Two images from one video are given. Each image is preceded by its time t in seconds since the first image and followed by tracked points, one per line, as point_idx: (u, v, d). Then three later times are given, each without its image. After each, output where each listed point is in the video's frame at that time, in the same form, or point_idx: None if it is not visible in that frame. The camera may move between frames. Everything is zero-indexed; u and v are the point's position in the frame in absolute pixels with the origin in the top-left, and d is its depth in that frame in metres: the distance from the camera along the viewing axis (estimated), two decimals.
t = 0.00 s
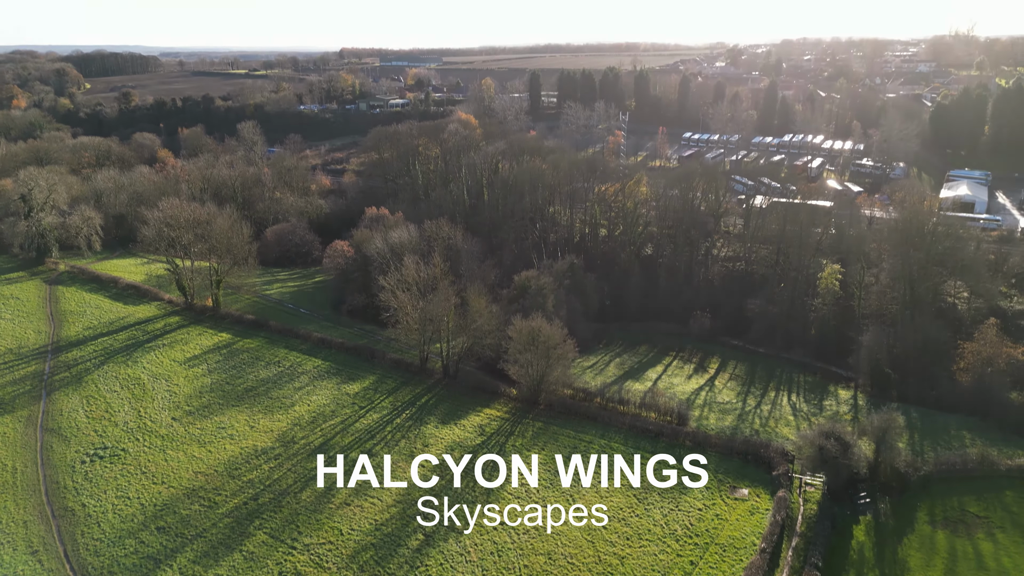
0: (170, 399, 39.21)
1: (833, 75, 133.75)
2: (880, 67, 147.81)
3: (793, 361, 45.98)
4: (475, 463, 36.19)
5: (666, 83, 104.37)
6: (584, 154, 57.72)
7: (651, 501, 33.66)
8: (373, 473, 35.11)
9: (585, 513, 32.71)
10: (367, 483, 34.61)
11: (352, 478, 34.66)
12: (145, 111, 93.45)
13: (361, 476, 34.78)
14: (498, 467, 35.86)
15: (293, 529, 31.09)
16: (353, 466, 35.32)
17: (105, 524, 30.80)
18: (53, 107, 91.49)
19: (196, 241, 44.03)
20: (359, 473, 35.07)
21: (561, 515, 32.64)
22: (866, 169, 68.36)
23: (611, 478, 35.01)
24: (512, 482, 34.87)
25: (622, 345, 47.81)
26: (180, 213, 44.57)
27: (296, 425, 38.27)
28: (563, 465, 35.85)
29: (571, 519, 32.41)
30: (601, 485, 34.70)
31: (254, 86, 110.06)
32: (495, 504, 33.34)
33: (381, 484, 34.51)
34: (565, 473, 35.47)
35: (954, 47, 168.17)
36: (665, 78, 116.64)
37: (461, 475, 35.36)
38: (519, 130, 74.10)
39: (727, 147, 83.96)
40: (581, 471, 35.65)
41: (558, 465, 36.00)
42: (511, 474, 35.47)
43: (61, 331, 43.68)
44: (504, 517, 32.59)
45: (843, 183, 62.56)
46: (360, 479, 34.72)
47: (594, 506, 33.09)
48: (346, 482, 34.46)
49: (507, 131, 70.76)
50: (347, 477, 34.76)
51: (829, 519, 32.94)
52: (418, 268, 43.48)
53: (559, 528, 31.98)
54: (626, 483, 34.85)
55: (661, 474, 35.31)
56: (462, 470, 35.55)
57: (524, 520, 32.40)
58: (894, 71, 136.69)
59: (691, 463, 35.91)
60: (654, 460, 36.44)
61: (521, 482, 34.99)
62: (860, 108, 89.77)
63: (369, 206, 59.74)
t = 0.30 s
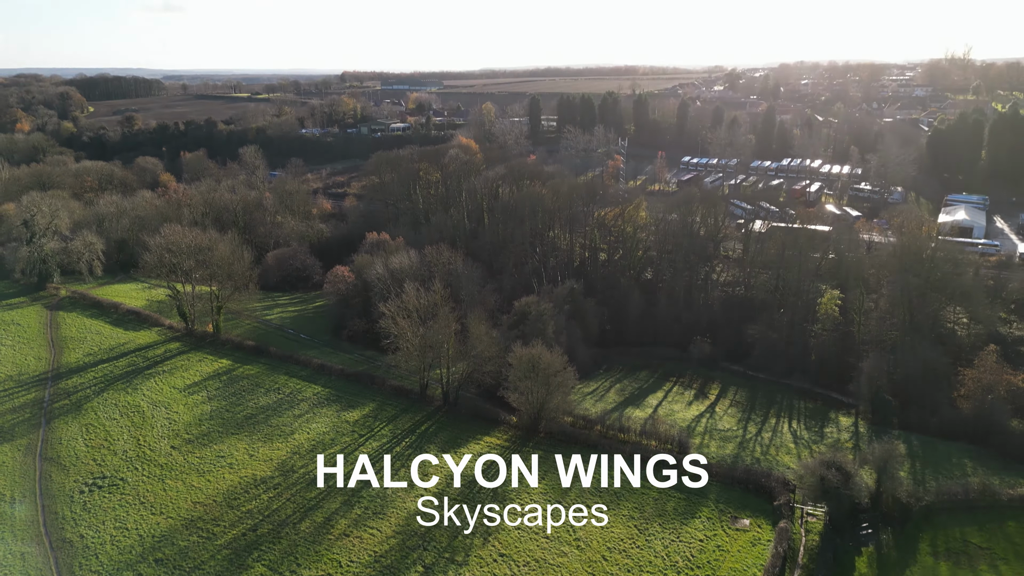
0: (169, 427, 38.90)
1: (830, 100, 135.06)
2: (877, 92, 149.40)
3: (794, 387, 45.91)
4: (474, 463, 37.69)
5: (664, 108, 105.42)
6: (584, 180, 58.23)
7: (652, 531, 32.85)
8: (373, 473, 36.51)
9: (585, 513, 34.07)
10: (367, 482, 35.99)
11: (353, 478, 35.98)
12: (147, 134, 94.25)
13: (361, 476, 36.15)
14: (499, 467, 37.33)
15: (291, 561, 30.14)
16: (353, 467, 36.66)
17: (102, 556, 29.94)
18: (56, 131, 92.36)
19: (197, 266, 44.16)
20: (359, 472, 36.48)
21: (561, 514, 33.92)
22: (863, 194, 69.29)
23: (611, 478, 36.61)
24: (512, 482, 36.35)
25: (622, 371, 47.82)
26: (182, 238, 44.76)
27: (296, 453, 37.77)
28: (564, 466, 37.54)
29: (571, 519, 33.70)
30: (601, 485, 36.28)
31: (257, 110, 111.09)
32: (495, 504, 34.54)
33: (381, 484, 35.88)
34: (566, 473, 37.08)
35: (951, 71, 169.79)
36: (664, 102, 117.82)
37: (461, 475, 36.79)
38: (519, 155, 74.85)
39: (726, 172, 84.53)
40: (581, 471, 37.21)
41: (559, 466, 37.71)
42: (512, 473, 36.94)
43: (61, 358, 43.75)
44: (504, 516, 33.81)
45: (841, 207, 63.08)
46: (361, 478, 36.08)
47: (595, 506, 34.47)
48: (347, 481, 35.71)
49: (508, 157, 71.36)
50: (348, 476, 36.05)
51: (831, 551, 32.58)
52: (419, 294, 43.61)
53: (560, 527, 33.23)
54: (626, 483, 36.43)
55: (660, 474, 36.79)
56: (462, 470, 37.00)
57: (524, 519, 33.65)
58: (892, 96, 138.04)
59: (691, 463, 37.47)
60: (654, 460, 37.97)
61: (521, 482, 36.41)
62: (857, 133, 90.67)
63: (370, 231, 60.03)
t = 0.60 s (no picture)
0: (169, 454, 38.62)
1: (828, 122, 136.14)
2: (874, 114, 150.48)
3: (793, 413, 45.86)
4: (474, 464, 39.49)
5: (663, 130, 106.38)
6: (584, 203, 58.64)
7: (654, 561, 32.12)
8: (372, 473, 38.35)
9: (586, 513, 35.51)
10: (366, 481, 37.81)
11: (352, 478, 37.73)
12: (149, 156, 94.97)
13: (361, 476, 37.97)
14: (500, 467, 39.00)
15: None
16: (353, 468, 38.45)
17: None
18: (59, 153, 93.12)
19: (198, 290, 44.28)
20: (359, 473, 38.32)
21: (561, 515, 35.33)
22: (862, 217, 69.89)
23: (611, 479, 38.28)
24: (512, 483, 38.08)
25: (622, 395, 47.73)
26: (183, 263, 44.93)
27: (295, 480, 37.36)
28: (564, 466, 38.87)
29: (570, 519, 35.11)
30: (600, 485, 37.95)
31: (258, 132, 112.00)
32: (495, 505, 36.09)
33: (381, 484, 37.64)
34: (566, 473, 38.59)
35: (948, 93, 171.18)
36: (662, 125, 118.89)
37: (461, 475, 38.59)
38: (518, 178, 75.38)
39: (724, 194, 85.00)
40: (581, 470, 38.58)
41: (559, 466, 39.19)
42: (511, 474, 38.65)
43: (60, 384, 43.73)
44: (504, 516, 35.36)
45: (840, 231, 63.39)
46: (360, 479, 37.86)
47: (595, 507, 35.91)
48: (347, 481, 37.54)
49: (508, 180, 71.88)
50: (348, 477, 37.85)
51: None
52: (419, 319, 43.71)
53: (559, 526, 34.69)
54: (626, 484, 38.01)
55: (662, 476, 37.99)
56: (461, 471, 38.78)
57: (524, 518, 35.26)
58: (888, 119, 139.24)
59: (690, 464, 39.01)
60: (654, 460, 39.36)
61: (520, 483, 38.14)
62: (855, 155, 91.43)
63: (371, 254, 60.24)
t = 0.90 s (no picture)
0: (169, 468, 38.65)
1: (826, 133, 136.40)
2: (873, 124, 150.64)
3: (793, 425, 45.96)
4: (473, 464, 40.75)
5: (663, 140, 106.73)
6: (584, 215, 58.85)
7: None
8: (372, 473, 39.64)
9: (586, 513, 36.75)
10: (367, 482, 39.11)
11: (352, 478, 38.95)
12: (150, 166, 95.40)
13: (361, 476, 39.20)
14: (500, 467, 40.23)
15: None
16: (353, 468, 39.69)
17: None
18: (60, 162, 93.62)
19: (199, 302, 44.43)
20: (359, 472, 39.64)
21: (560, 514, 36.65)
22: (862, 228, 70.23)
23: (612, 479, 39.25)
24: (512, 483, 39.39)
25: (622, 407, 47.85)
26: (184, 275, 45.11)
27: (295, 495, 37.34)
28: (564, 466, 39.60)
29: (570, 518, 36.39)
30: (601, 485, 38.91)
31: (259, 142, 112.45)
32: (495, 505, 37.26)
33: (381, 484, 38.86)
34: (565, 472, 39.43)
35: (947, 103, 171.31)
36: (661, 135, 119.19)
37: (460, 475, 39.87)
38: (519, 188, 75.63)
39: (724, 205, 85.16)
40: (581, 470, 39.45)
41: (558, 465, 39.67)
42: (511, 475, 39.91)
43: (61, 396, 43.80)
44: (504, 516, 36.48)
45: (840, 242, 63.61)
46: (360, 478, 39.16)
47: (595, 507, 37.16)
48: (347, 481, 38.78)
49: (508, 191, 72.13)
50: (349, 477, 39.08)
51: None
52: (420, 332, 43.83)
53: (558, 526, 35.99)
54: (627, 484, 39.12)
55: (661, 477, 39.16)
56: (461, 471, 40.05)
57: (523, 518, 36.48)
58: (888, 130, 139.26)
59: (690, 464, 40.15)
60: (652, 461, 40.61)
61: (520, 483, 39.44)
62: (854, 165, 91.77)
63: (371, 265, 60.41)
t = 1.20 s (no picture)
0: (169, 475, 38.72)
1: (826, 134, 136.44)
2: (873, 125, 150.88)
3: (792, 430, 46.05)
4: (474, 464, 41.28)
5: (663, 141, 106.58)
6: (584, 218, 58.80)
7: None
8: (372, 473, 40.25)
9: (586, 513, 37.22)
10: (367, 482, 39.73)
11: (352, 478, 39.61)
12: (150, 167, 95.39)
13: (361, 476, 39.88)
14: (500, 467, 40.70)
15: None
16: (353, 469, 40.30)
17: None
18: (60, 163, 93.63)
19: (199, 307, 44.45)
20: (359, 472, 40.28)
21: (560, 514, 37.09)
22: (862, 232, 70.32)
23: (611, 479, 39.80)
24: (512, 483, 40.01)
25: (622, 412, 47.95)
26: (184, 280, 45.15)
27: (296, 501, 37.43)
28: (564, 465, 39.54)
29: (570, 518, 36.86)
30: (600, 485, 39.33)
31: (259, 142, 112.37)
32: (495, 504, 37.81)
33: (381, 483, 39.50)
34: (565, 473, 39.34)
35: (947, 103, 171.30)
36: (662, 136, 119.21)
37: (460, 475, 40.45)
38: (518, 190, 75.58)
39: (724, 207, 85.02)
40: (581, 470, 39.62)
41: (558, 464, 39.53)
42: (510, 476, 40.49)
43: (62, 402, 43.89)
44: (504, 516, 37.01)
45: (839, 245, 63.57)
46: (361, 478, 39.84)
47: (594, 506, 37.67)
48: (348, 480, 39.46)
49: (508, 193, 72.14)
50: (349, 476, 39.73)
51: None
52: (420, 338, 43.88)
53: (558, 525, 36.45)
54: (626, 483, 39.77)
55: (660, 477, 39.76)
56: (461, 470, 40.65)
57: (523, 518, 36.99)
58: (887, 131, 139.18)
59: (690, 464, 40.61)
60: (652, 460, 41.07)
61: (519, 484, 40.01)
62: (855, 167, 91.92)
63: (371, 267, 60.41)
